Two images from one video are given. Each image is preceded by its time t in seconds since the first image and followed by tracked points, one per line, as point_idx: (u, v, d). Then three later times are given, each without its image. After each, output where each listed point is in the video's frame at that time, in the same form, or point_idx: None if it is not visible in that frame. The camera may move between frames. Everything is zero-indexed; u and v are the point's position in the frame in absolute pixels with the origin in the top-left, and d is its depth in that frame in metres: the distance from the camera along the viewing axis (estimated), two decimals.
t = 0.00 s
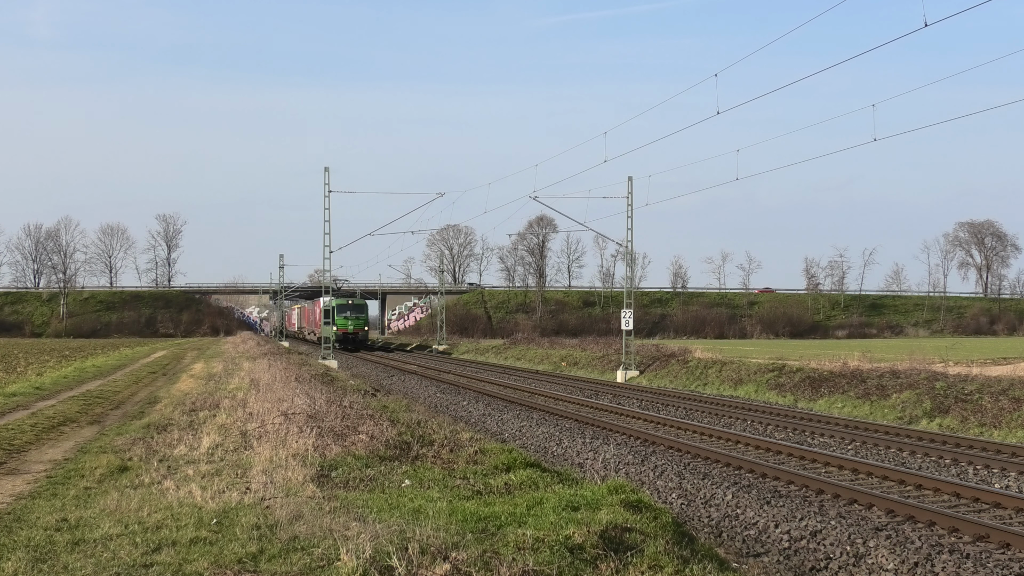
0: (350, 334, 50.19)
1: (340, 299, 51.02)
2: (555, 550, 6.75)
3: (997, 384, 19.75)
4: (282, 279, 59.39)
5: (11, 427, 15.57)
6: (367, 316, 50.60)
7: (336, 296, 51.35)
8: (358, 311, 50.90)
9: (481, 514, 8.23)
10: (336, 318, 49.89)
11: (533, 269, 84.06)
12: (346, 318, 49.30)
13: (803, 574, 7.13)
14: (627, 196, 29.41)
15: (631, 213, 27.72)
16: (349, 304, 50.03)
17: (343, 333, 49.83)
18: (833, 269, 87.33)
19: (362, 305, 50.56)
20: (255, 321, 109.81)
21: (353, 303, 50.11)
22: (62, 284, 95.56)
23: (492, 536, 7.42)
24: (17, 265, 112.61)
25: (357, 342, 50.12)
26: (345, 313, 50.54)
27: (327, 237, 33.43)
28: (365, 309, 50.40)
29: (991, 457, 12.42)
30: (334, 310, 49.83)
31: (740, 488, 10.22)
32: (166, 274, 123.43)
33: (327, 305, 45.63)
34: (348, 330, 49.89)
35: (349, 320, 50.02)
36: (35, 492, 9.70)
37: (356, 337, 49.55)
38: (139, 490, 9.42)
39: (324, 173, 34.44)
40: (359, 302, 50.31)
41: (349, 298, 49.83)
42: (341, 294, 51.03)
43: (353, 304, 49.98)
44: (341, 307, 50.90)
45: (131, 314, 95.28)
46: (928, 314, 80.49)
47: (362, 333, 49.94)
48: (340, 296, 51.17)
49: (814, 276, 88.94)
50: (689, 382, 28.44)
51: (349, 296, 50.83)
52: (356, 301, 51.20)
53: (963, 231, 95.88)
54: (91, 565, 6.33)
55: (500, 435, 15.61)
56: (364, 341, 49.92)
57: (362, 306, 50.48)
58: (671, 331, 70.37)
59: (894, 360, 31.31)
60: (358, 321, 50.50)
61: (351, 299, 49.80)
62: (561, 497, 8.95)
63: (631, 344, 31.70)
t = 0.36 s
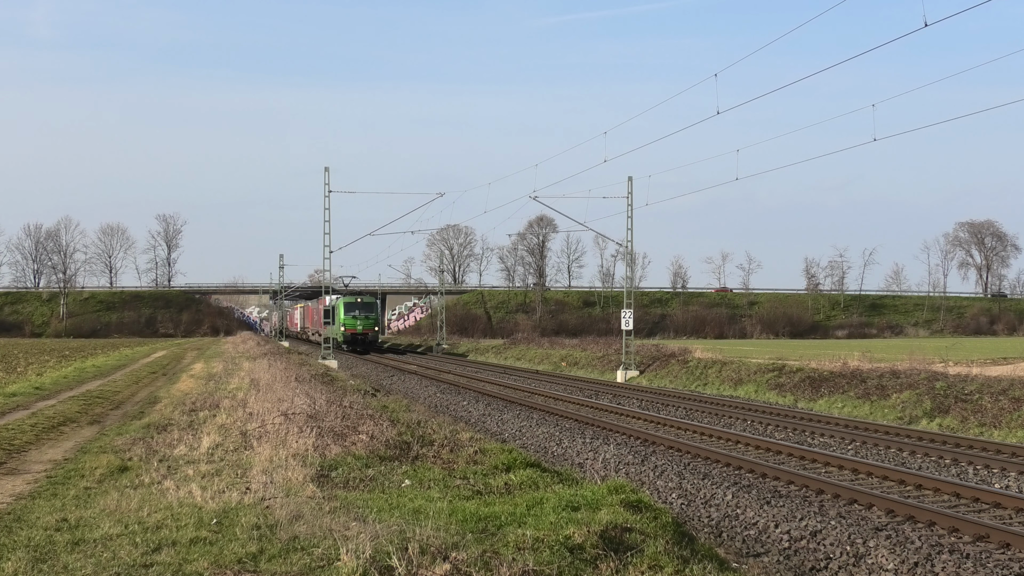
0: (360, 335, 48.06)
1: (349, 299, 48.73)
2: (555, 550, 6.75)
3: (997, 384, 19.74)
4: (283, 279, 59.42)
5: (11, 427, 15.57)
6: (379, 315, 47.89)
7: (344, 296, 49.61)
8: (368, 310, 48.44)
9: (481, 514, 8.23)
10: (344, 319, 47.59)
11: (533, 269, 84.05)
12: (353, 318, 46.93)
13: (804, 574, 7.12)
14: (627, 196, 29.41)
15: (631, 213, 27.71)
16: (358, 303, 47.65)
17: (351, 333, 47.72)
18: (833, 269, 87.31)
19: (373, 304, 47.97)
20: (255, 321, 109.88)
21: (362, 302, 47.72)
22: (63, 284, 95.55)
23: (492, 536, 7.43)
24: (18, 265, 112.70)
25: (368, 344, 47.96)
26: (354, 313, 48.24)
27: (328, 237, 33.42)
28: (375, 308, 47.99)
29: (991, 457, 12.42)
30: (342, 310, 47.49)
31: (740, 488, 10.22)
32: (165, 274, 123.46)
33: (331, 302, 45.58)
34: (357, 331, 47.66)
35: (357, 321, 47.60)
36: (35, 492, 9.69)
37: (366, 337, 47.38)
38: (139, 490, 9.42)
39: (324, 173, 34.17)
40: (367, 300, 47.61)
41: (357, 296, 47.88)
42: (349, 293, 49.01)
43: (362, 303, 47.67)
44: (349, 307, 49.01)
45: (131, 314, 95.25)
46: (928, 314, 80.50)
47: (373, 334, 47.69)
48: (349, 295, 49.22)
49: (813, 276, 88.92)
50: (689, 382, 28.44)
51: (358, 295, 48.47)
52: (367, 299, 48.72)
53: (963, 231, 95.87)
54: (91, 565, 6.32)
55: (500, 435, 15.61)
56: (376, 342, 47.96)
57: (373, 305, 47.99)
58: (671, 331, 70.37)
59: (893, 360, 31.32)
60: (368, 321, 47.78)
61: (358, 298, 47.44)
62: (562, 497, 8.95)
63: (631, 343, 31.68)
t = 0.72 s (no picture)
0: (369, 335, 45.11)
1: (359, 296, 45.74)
2: (555, 550, 6.75)
3: (997, 384, 19.74)
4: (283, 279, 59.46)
5: (11, 427, 15.57)
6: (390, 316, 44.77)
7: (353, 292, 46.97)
8: (379, 309, 45.24)
9: (481, 514, 8.23)
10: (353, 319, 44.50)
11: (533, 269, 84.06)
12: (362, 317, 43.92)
13: (804, 574, 7.12)
14: (627, 196, 29.40)
15: (631, 213, 27.69)
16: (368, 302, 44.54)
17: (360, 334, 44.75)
18: (833, 269, 87.30)
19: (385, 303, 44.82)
20: (255, 321, 109.88)
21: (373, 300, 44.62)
22: (63, 284, 95.51)
23: (492, 536, 7.42)
24: (17, 265, 112.70)
25: (378, 346, 45.07)
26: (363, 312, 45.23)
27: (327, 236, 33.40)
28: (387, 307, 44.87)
29: (991, 457, 12.41)
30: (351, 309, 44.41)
31: (740, 488, 10.22)
32: (165, 274, 123.44)
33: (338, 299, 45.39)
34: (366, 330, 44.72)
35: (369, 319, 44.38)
36: (35, 492, 9.69)
37: (375, 338, 44.72)
38: (139, 490, 9.42)
39: (324, 173, 33.72)
40: (378, 299, 44.43)
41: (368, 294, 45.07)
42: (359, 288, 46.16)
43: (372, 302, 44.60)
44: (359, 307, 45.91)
45: (131, 314, 95.23)
46: (928, 314, 80.47)
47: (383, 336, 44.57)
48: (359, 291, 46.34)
49: (814, 276, 88.92)
50: (689, 382, 28.44)
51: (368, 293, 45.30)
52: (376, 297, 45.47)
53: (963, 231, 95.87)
54: (91, 565, 6.33)
55: (500, 435, 15.61)
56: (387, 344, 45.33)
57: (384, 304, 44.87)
58: (671, 331, 70.34)
59: (893, 360, 31.32)
60: (378, 322, 44.56)
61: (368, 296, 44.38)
62: (562, 497, 8.95)
63: (631, 343, 31.66)
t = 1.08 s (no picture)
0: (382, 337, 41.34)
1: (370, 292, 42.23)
2: (555, 550, 6.75)
3: (997, 384, 19.74)
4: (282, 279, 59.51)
5: (11, 427, 15.57)
6: (405, 314, 40.87)
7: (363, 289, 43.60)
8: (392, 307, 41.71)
9: (481, 514, 8.23)
10: (364, 317, 40.87)
11: (533, 269, 84.05)
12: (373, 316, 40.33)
13: (803, 574, 7.12)
14: (626, 197, 29.39)
15: (631, 213, 27.65)
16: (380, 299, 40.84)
17: (372, 334, 41.10)
18: (833, 269, 87.31)
19: (399, 300, 41.24)
20: (255, 321, 109.87)
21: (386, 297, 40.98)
22: (63, 284, 95.51)
23: (492, 536, 7.42)
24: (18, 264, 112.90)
25: (392, 347, 41.31)
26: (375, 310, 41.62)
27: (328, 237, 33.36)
28: (401, 305, 41.32)
29: (991, 457, 12.41)
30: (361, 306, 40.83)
31: (740, 488, 10.22)
32: (165, 274, 123.47)
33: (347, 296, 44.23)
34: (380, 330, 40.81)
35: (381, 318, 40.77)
36: (35, 492, 9.69)
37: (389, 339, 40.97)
38: (139, 490, 9.42)
39: (324, 173, 34.09)
40: (391, 295, 40.78)
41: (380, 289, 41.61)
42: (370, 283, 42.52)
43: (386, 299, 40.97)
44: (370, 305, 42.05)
45: (131, 314, 95.22)
46: (928, 314, 80.48)
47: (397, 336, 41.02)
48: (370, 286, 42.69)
49: (814, 276, 88.94)
50: (689, 382, 28.43)
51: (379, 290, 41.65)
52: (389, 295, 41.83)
53: (963, 231, 95.92)
54: (91, 565, 6.32)
55: (500, 435, 15.62)
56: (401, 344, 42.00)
57: (399, 301, 41.28)
58: (671, 331, 70.33)
59: (892, 360, 31.34)
60: (391, 321, 40.94)
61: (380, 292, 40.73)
62: (562, 497, 8.95)
63: (632, 343, 31.63)
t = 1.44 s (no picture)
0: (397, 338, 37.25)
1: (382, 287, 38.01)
2: (555, 550, 6.75)
3: (997, 384, 19.74)
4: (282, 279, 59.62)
5: (11, 427, 15.57)
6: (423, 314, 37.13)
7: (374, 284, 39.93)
8: (408, 305, 37.56)
9: (481, 514, 8.23)
10: (377, 317, 37.01)
11: (533, 269, 84.03)
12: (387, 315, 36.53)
13: (804, 574, 7.12)
14: (627, 196, 29.37)
15: (631, 213, 27.62)
16: (395, 296, 37.03)
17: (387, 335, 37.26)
18: (833, 269, 87.27)
19: (417, 296, 37.48)
20: (255, 321, 109.89)
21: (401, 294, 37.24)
22: (63, 284, 95.51)
23: (492, 536, 7.43)
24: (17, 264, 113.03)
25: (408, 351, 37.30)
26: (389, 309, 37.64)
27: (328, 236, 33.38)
28: (419, 301, 37.60)
29: (991, 457, 12.41)
30: (374, 305, 37.09)
31: (740, 488, 10.22)
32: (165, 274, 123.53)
33: (355, 293, 42.16)
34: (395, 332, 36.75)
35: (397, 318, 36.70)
36: (35, 492, 9.69)
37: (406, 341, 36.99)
38: (139, 490, 9.42)
39: (324, 173, 33.93)
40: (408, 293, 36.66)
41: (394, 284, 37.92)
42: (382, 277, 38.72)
43: (402, 296, 37.24)
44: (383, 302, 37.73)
45: (131, 314, 95.21)
46: (928, 314, 80.48)
47: (415, 337, 37.43)
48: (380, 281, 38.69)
49: (814, 276, 88.95)
50: (689, 382, 28.43)
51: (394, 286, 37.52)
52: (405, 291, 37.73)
53: (963, 231, 95.92)
54: (91, 565, 6.32)
55: (500, 435, 15.61)
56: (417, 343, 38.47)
57: (416, 298, 37.57)
58: (671, 331, 70.30)
59: (892, 360, 31.35)
60: (408, 320, 37.22)
61: (394, 288, 36.96)
62: (562, 497, 8.95)
63: (632, 343, 31.62)
